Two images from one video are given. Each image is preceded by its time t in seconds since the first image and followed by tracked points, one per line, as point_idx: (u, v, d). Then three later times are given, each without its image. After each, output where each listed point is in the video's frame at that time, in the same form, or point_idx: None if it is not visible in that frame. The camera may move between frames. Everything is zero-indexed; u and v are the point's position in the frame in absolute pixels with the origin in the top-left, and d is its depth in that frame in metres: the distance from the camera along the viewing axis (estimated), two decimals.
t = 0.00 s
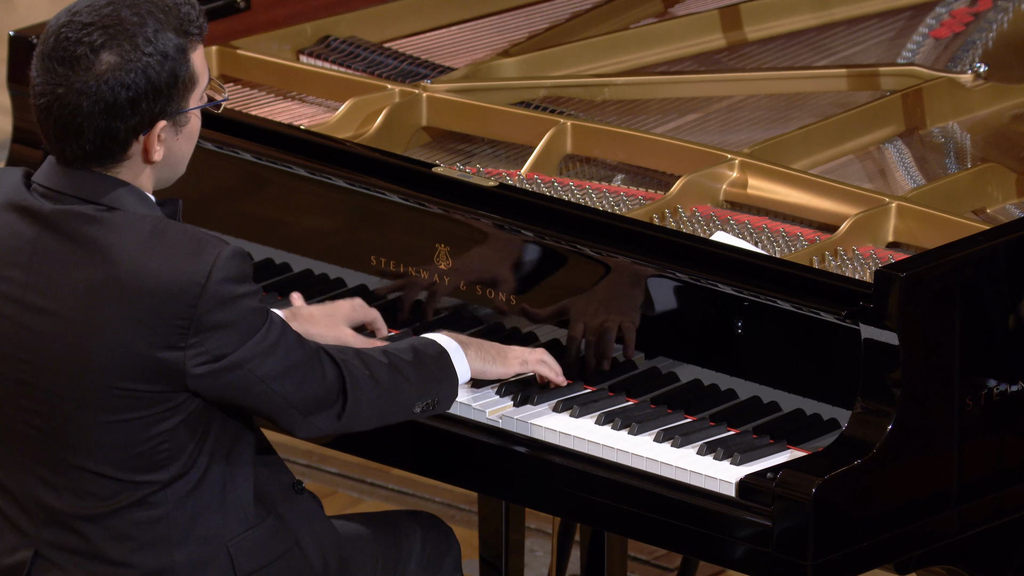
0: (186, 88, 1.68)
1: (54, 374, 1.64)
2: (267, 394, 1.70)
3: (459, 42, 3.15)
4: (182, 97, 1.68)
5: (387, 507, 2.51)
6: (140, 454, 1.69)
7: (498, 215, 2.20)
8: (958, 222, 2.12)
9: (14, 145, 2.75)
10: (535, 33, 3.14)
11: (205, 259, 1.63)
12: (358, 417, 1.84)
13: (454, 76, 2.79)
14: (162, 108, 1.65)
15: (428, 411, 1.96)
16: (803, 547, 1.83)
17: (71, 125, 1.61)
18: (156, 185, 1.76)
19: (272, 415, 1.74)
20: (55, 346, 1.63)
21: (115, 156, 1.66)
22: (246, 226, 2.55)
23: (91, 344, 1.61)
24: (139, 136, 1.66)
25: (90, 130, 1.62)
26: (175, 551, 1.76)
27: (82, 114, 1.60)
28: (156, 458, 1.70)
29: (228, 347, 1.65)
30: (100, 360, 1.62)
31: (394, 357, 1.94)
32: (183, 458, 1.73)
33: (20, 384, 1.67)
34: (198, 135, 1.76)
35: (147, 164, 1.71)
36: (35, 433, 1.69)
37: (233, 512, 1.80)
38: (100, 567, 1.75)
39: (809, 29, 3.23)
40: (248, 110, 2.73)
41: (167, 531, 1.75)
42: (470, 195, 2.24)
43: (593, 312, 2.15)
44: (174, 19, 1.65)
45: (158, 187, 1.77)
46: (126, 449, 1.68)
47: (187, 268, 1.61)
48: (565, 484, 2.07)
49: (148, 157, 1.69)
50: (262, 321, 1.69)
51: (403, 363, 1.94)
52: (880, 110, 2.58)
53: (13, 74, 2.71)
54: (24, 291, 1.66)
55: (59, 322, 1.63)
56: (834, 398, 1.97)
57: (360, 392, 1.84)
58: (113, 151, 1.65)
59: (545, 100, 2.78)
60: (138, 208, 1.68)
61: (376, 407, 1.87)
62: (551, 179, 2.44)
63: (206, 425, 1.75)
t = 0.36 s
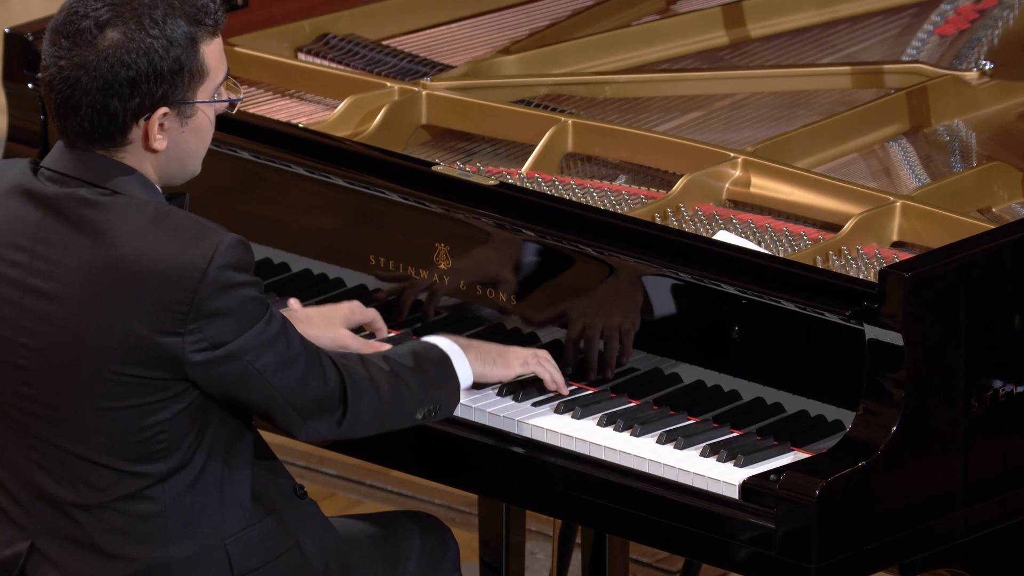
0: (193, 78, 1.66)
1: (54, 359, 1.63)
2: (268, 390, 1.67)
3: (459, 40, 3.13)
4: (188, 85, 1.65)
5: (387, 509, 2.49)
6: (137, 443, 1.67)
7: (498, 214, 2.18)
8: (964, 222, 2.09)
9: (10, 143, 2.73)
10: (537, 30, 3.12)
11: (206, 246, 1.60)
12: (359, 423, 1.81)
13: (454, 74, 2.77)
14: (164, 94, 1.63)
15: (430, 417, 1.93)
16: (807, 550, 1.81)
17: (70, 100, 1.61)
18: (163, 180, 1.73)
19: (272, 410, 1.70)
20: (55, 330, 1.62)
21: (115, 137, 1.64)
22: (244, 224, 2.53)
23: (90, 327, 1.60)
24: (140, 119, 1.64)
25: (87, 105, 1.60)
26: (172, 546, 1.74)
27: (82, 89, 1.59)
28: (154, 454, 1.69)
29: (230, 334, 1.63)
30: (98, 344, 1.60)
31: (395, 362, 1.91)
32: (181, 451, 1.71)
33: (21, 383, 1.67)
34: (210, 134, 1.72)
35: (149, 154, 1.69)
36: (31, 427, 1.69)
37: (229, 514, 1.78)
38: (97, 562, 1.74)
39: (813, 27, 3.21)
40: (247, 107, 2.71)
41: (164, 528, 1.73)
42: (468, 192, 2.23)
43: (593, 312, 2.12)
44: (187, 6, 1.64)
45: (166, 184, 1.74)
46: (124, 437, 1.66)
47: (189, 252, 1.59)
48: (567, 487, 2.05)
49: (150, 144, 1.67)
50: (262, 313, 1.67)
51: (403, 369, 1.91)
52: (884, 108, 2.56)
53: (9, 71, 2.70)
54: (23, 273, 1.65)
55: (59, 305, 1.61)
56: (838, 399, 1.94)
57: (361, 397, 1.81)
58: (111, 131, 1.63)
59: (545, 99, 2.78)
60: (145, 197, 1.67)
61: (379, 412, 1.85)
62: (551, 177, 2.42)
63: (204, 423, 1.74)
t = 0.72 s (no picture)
0: (198, 73, 1.65)
1: (47, 353, 1.59)
2: (242, 409, 1.63)
3: (460, 37, 3.11)
4: (192, 80, 1.64)
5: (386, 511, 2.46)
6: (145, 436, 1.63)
7: (497, 213, 2.16)
8: (969, 221, 2.07)
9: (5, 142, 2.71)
10: (537, 27, 3.10)
11: (192, 237, 1.58)
12: (328, 476, 1.77)
13: (454, 71, 2.75)
14: (169, 88, 1.62)
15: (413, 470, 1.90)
16: (811, 553, 1.79)
17: (74, 92, 1.59)
18: (163, 177, 1.71)
19: (241, 422, 1.64)
20: (47, 322, 1.59)
21: (116, 131, 1.63)
22: (241, 223, 2.51)
23: (75, 315, 1.57)
24: (142, 114, 1.62)
25: (91, 97, 1.59)
26: (169, 547, 1.71)
27: (86, 81, 1.58)
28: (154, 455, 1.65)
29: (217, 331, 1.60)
30: (83, 333, 1.57)
31: (378, 413, 1.88)
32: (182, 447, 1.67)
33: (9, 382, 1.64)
34: (212, 131, 1.72)
35: (150, 149, 1.67)
36: (22, 426, 1.66)
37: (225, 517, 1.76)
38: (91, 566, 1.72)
39: (816, 23, 3.19)
40: (244, 105, 2.69)
41: (162, 530, 1.70)
42: (469, 193, 2.20)
43: (594, 313, 2.10)
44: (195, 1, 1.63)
45: (166, 181, 1.72)
46: (119, 431, 1.62)
47: (176, 240, 1.58)
48: (569, 489, 2.03)
49: (152, 140, 1.65)
50: (243, 320, 1.63)
51: (387, 423, 1.88)
52: (888, 106, 2.54)
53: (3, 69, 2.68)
54: (16, 264, 1.63)
55: (47, 295, 1.59)
56: (842, 400, 1.92)
57: (337, 450, 1.78)
58: (114, 125, 1.62)
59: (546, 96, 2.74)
60: (147, 190, 1.66)
61: (354, 465, 1.81)
62: (552, 176, 2.39)
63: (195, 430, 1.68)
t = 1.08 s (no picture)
0: (206, 71, 1.63)
1: (42, 353, 1.58)
2: (259, 396, 1.63)
3: (460, 34, 3.09)
4: (200, 79, 1.62)
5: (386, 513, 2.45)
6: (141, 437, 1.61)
7: (499, 211, 2.14)
8: (974, 220, 2.05)
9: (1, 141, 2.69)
10: (538, 24, 3.08)
11: (208, 242, 1.56)
12: (352, 436, 1.79)
13: (454, 69, 2.74)
14: (179, 89, 1.60)
15: (424, 430, 1.90)
16: (814, 556, 1.77)
17: (84, 97, 1.56)
18: (168, 173, 1.70)
19: (261, 419, 1.66)
20: (45, 323, 1.57)
21: (127, 132, 1.61)
22: (240, 222, 2.49)
23: (88, 320, 1.54)
24: (152, 115, 1.61)
25: (102, 101, 1.56)
26: (167, 548, 1.69)
27: (97, 86, 1.55)
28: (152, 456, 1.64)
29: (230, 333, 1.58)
30: (92, 337, 1.55)
31: (389, 373, 1.89)
32: (178, 447, 1.66)
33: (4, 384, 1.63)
34: (215, 125, 1.70)
35: (159, 148, 1.66)
36: (17, 427, 1.64)
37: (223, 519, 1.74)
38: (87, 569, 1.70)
39: (820, 20, 3.17)
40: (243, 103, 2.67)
41: (162, 531, 1.68)
42: (472, 191, 2.18)
43: (593, 312, 2.08)
44: None
45: (170, 176, 1.71)
46: (119, 432, 1.60)
47: (191, 245, 1.56)
48: (570, 490, 2.01)
49: (161, 140, 1.64)
50: (259, 315, 1.62)
51: (400, 382, 1.88)
52: (893, 103, 2.51)
53: None
54: (20, 266, 1.59)
55: (53, 297, 1.56)
56: (846, 401, 1.90)
57: (355, 408, 1.79)
58: (125, 128, 1.59)
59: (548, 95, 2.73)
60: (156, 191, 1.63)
61: (371, 427, 1.82)
62: (553, 174, 2.38)
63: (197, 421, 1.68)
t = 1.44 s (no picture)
0: (225, 75, 1.61)
1: (36, 352, 1.56)
2: (269, 405, 1.60)
3: (460, 31, 3.07)
4: (219, 83, 1.60)
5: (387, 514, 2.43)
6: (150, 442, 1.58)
7: (500, 210, 2.12)
8: (980, 218, 2.03)
9: None
10: (539, 21, 3.06)
11: (220, 249, 1.54)
12: (360, 443, 1.75)
13: (455, 66, 2.72)
14: (199, 92, 1.58)
15: (432, 431, 1.87)
16: (817, 558, 1.75)
17: (102, 99, 1.54)
18: (180, 176, 1.68)
19: (270, 427, 1.63)
20: (46, 323, 1.54)
21: (144, 135, 1.59)
22: (240, 221, 2.47)
23: (97, 324, 1.52)
24: (171, 119, 1.59)
25: (121, 103, 1.54)
26: (165, 550, 1.67)
27: (116, 87, 1.53)
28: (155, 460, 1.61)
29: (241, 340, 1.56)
30: (103, 342, 1.52)
31: (396, 373, 1.84)
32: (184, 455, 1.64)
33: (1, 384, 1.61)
34: (230, 128, 1.69)
35: (174, 151, 1.64)
36: (13, 427, 1.62)
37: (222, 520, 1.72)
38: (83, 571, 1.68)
39: (824, 17, 3.14)
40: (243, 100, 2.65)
41: (162, 536, 1.66)
42: (473, 190, 2.16)
43: (594, 312, 2.06)
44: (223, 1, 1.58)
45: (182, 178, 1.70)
46: (112, 433, 1.58)
47: (203, 252, 1.53)
48: (572, 492, 1.99)
49: (178, 142, 1.62)
50: (269, 321, 1.60)
51: (407, 384, 1.83)
52: (897, 101, 2.49)
53: None
54: (28, 266, 1.56)
55: (62, 299, 1.53)
56: (850, 401, 1.88)
57: (362, 414, 1.75)
58: (142, 130, 1.58)
59: (548, 91, 2.71)
60: (168, 197, 1.61)
61: (381, 430, 1.78)
62: (554, 172, 2.35)
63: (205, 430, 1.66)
